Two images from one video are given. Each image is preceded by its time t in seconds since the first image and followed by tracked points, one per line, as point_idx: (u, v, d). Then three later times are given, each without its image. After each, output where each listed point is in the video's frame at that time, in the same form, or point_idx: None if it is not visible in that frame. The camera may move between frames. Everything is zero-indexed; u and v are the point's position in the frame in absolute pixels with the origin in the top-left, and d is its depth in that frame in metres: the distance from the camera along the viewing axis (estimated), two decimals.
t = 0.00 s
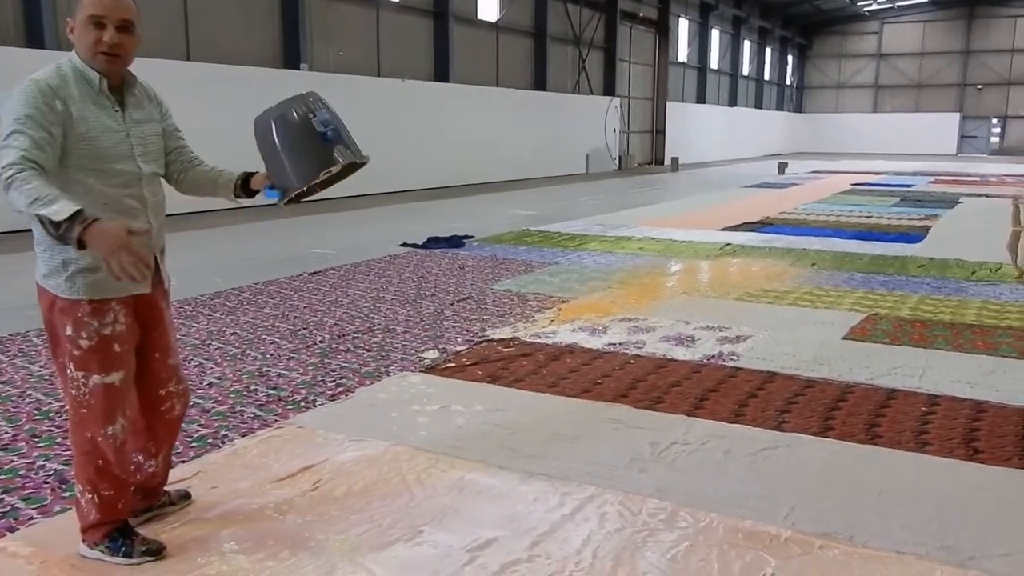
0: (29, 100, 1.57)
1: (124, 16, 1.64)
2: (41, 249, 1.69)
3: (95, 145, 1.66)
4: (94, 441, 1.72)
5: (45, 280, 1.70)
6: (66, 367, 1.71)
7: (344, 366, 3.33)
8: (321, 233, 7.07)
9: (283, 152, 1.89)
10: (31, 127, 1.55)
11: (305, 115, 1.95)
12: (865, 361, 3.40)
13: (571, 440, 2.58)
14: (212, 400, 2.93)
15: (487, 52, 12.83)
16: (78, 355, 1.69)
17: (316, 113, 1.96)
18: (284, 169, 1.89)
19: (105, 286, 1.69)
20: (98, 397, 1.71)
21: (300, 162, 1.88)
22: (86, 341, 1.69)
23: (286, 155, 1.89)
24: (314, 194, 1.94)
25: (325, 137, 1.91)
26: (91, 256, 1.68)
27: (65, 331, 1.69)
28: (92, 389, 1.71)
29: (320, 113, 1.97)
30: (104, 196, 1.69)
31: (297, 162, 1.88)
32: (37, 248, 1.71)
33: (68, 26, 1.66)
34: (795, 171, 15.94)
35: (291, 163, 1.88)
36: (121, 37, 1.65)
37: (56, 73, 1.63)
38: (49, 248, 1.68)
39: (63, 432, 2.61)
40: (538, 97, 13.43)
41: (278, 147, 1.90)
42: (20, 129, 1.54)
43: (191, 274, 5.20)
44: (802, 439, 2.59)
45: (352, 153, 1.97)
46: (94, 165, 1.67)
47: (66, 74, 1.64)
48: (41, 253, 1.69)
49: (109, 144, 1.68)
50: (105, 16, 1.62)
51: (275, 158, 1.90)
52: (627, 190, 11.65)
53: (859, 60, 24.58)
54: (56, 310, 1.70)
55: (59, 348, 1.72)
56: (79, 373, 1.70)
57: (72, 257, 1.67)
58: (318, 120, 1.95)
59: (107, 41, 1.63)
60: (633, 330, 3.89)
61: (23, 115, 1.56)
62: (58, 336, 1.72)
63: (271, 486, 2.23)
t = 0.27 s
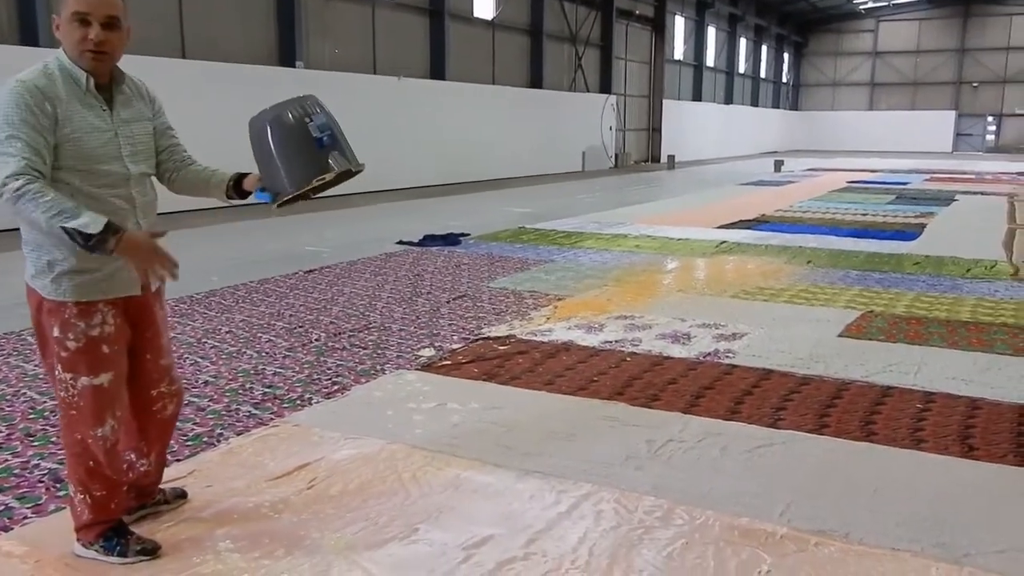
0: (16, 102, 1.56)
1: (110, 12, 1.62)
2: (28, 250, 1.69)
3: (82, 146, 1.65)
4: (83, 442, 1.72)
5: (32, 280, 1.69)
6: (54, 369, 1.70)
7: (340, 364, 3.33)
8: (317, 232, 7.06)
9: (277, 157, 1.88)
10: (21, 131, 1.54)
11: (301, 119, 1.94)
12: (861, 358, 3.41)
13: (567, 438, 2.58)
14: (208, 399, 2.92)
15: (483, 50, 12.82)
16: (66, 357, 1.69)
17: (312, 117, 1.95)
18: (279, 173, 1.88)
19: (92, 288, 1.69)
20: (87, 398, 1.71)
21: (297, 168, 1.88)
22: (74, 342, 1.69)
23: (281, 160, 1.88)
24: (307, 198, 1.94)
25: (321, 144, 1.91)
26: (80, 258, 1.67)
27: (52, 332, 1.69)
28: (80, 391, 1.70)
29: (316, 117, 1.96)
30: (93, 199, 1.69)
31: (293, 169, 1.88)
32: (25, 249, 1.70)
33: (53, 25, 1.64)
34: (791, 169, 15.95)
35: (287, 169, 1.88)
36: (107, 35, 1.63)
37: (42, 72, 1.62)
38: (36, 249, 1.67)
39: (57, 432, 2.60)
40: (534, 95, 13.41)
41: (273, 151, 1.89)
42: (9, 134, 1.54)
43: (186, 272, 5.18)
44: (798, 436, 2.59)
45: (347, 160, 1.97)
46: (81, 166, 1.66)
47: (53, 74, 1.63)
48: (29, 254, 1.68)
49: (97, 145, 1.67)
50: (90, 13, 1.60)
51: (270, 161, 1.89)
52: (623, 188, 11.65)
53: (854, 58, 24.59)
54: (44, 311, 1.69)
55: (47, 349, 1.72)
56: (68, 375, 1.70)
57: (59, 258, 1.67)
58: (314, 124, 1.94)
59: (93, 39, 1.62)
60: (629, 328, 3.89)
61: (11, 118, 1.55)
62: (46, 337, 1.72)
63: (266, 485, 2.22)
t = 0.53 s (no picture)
0: (11, 98, 1.55)
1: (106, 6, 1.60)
2: (24, 247, 1.68)
3: (79, 142, 1.65)
4: (79, 439, 1.71)
5: (29, 278, 1.68)
6: (49, 366, 1.70)
7: (338, 360, 3.32)
8: (315, 227, 7.05)
9: (273, 155, 1.87)
10: (16, 128, 1.54)
11: (297, 115, 1.92)
12: (859, 354, 3.41)
13: (565, 433, 2.58)
14: (206, 395, 2.92)
15: (481, 46, 12.79)
16: (61, 355, 1.68)
17: (307, 114, 1.93)
18: (275, 172, 1.87)
19: (88, 286, 1.68)
20: (83, 395, 1.70)
21: (292, 166, 1.86)
22: (68, 340, 1.68)
23: (276, 158, 1.87)
24: (303, 195, 1.93)
25: (317, 142, 1.89)
26: (74, 255, 1.67)
27: (47, 330, 1.68)
28: (76, 388, 1.70)
29: (311, 114, 1.94)
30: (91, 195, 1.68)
31: (289, 167, 1.86)
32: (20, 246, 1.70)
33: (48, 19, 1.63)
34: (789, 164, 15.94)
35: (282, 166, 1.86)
36: (100, 31, 1.61)
37: (38, 68, 1.61)
38: (32, 246, 1.67)
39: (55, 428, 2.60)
40: (532, 90, 13.39)
41: (269, 149, 1.87)
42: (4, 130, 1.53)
43: (184, 269, 5.17)
44: (797, 431, 2.59)
45: (344, 157, 1.95)
46: (78, 163, 1.65)
47: (48, 70, 1.62)
48: (24, 252, 1.68)
49: (94, 141, 1.67)
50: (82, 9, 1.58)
51: (266, 161, 1.87)
52: (621, 183, 11.64)
53: (853, 53, 24.57)
54: (39, 308, 1.69)
55: (42, 348, 1.71)
56: (63, 373, 1.69)
57: (54, 256, 1.66)
58: (310, 121, 1.92)
59: (88, 35, 1.60)
60: (628, 323, 3.89)
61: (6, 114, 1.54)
62: (40, 335, 1.71)
63: (265, 482, 2.22)
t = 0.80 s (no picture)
0: (8, 95, 1.55)
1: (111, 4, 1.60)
2: (24, 244, 1.67)
3: (78, 140, 1.64)
4: (80, 438, 1.71)
5: (28, 275, 1.68)
6: (51, 364, 1.69)
7: (338, 357, 3.32)
8: (314, 225, 7.04)
9: (270, 154, 1.86)
10: (13, 127, 1.54)
11: (295, 115, 1.91)
12: (859, 351, 3.41)
13: (565, 431, 2.58)
14: (205, 392, 2.91)
15: (480, 43, 12.78)
16: (63, 353, 1.68)
17: (305, 114, 1.93)
18: (272, 170, 1.85)
19: (91, 285, 1.68)
20: (84, 394, 1.70)
21: (292, 165, 1.85)
22: (70, 339, 1.67)
23: (273, 157, 1.86)
24: (302, 195, 1.92)
25: (315, 141, 1.89)
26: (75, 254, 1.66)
27: (49, 328, 1.68)
28: (77, 387, 1.69)
29: (309, 114, 1.94)
30: (89, 194, 1.67)
31: (286, 167, 1.85)
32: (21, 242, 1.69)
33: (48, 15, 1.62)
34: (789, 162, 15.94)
35: (281, 165, 1.85)
36: (102, 29, 1.61)
37: (37, 65, 1.61)
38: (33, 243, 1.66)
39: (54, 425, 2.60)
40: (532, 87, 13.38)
41: (266, 148, 1.86)
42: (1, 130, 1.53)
43: (183, 266, 5.17)
44: (796, 429, 2.59)
45: (341, 157, 1.95)
46: (77, 161, 1.65)
47: (47, 66, 1.62)
48: (25, 248, 1.68)
49: (93, 139, 1.66)
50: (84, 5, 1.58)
51: (263, 159, 1.86)
52: (621, 181, 11.63)
53: (852, 50, 24.55)
54: (39, 306, 1.68)
55: (44, 345, 1.71)
56: (64, 371, 1.69)
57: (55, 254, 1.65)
58: (307, 121, 1.92)
59: (91, 33, 1.60)
60: (627, 321, 3.89)
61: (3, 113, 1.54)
62: (42, 333, 1.70)
63: (264, 479, 2.22)
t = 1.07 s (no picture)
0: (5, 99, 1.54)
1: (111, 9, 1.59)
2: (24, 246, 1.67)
3: (75, 141, 1.63)
4: (79, 440, 1.70)
5: (27, 277, 1.67)
6: (50, 366, 1.69)
7: (337, 356, 3.32)
8: (313, 224, 7.04)
9: (282, 149, 1.84)
10: (9, 132, 1.53)
11: (307, 109, 1.89)
12: (859, 350, 3.40)
13: (565, 430, 2.58)
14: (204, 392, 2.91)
15: (480, 41, 12.77)
16: (61, 355, 1.67)
17: (317, 108, 1.91)
18: (283, 166, 1.84)
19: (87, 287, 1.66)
20: (82, 396, 1.69)
21: (303, 161, 1.84)
22: (69, 341, 1.67)
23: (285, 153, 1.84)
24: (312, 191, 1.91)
25: (328, 136, 1.87)
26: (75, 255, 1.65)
27: (48, 330, 1.67)
28: (76, 389, 1.69)
29: (322, 107, 1.91)
30: (87, 196, 1.67)
31: (298, 163, 1.84)
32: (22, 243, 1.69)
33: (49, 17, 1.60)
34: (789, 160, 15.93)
35: (291, 161, 1.84)
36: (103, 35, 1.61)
37: (33, 66, 1.60)
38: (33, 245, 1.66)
39: (53, 425, 2.59)
40: (531, 86, 13.37)
41: (278, 143, 1.84)
42: None
43: (182, 265, 5.16)
44: (796, 428, 2.58)
45: (353, 152, 1.93)
46: (75, 162, 1.64)
47: (44, 67, 1.61)
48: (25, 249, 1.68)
49: (91, 140, 1.65)
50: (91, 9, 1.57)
51: (274, 153, 1.85)
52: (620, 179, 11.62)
53: (852, 49, 24.53)
54: (39, 307, 1.67)
55: (44, 347, 1.70)
56: (64, 373, 1.68)
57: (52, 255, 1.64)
58: (320, 115, 1.90)
59: (95, 39, 1.60)
60: (627, 320, 3.88)
61: None
62: (41, 334, 1.70)
63: (264, 478, 2.22)
